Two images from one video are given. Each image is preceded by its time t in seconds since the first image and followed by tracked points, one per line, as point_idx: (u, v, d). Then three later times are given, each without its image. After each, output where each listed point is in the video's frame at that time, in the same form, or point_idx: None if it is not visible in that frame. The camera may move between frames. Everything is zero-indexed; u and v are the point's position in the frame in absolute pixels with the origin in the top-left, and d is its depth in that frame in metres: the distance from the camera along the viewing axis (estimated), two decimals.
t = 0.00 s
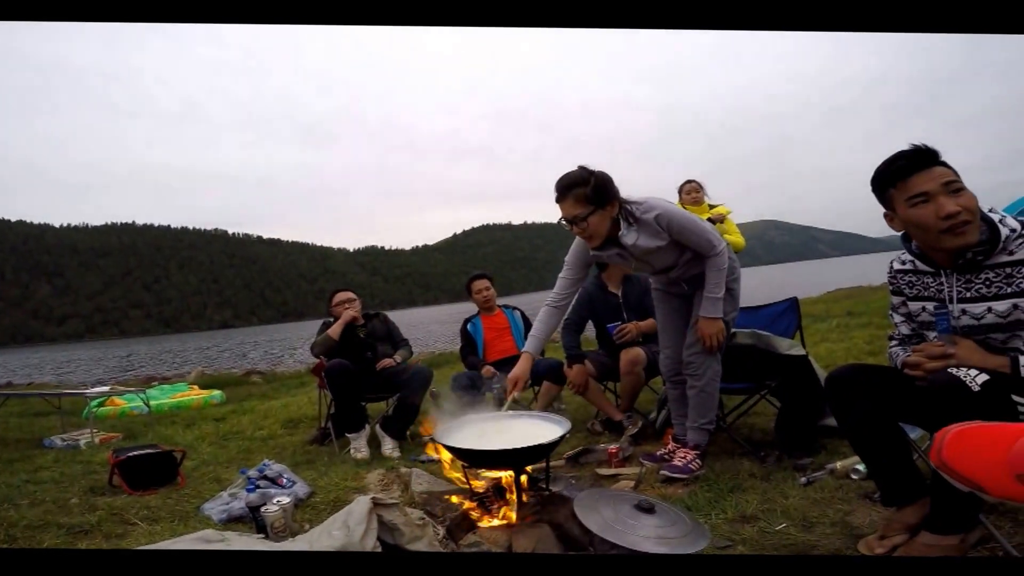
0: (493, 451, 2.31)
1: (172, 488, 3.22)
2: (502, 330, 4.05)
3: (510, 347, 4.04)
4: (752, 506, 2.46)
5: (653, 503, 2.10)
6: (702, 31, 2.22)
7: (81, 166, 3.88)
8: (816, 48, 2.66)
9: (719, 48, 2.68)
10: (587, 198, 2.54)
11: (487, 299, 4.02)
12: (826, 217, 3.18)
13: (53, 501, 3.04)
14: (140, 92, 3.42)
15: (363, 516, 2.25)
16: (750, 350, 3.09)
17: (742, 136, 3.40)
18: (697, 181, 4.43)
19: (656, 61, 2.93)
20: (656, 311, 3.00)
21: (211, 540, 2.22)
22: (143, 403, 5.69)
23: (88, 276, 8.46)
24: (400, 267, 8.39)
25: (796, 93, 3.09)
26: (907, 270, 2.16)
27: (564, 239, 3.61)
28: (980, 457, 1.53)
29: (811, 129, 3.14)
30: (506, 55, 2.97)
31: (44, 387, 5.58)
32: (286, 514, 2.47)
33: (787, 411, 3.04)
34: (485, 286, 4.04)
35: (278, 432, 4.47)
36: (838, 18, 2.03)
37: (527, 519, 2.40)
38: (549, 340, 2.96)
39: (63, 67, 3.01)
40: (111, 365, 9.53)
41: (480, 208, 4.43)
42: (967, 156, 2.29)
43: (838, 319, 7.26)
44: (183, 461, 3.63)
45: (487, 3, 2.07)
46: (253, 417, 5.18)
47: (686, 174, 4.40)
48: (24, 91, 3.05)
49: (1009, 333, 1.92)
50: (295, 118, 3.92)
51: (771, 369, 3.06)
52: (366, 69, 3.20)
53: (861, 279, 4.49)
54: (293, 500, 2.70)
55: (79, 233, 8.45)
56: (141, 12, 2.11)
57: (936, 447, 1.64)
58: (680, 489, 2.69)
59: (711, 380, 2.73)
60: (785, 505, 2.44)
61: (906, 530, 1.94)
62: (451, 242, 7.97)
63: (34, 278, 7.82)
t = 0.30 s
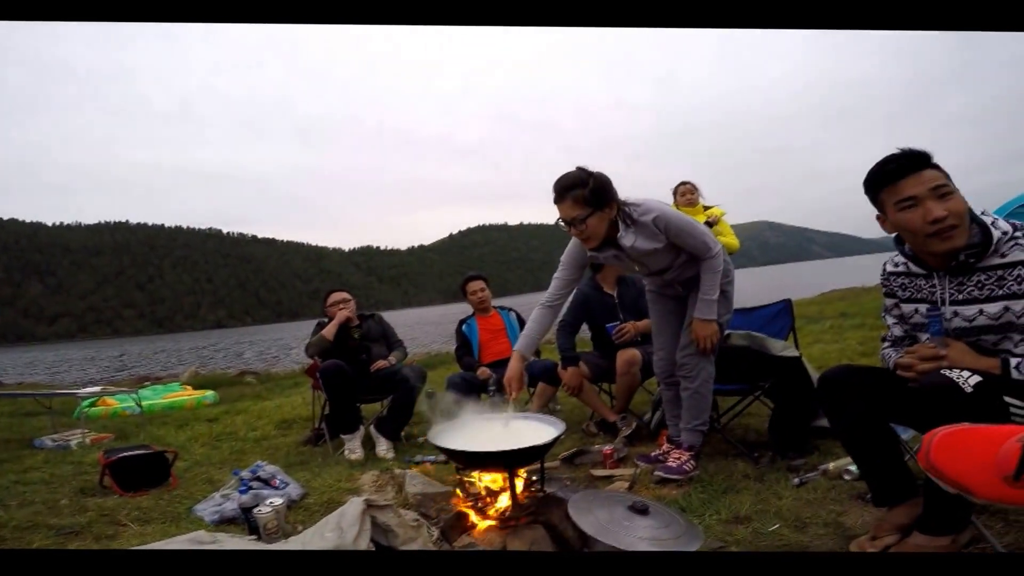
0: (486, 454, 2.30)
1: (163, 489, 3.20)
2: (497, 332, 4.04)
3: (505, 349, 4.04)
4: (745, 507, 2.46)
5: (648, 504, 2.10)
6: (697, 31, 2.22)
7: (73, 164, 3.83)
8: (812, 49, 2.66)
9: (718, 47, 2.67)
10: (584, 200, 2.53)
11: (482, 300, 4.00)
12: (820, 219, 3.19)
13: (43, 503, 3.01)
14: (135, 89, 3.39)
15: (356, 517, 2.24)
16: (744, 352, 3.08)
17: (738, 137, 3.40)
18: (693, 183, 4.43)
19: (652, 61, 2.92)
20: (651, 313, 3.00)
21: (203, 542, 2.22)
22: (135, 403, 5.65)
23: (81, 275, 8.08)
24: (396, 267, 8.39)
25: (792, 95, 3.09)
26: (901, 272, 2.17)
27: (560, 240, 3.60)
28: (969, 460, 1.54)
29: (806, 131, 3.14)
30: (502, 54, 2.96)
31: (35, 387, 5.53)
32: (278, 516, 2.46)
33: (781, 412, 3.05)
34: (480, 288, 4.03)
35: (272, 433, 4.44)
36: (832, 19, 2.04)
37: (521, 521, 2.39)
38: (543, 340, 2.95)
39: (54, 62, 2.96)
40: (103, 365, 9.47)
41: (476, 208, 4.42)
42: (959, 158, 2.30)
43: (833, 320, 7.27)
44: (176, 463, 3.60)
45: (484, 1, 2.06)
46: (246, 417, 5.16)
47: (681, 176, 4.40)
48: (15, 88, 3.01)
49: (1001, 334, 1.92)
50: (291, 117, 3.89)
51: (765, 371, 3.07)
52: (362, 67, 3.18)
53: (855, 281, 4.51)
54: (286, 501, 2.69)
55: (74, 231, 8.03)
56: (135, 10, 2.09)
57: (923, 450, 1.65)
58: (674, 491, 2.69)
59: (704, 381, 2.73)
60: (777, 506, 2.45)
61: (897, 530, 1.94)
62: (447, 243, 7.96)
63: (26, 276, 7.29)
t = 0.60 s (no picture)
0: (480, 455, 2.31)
1: (154, 490, 3.19)
2: (491, 334, 4.04)
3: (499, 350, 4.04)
4: (737, 508, 2.47)
5: (640, 505, 2.10)
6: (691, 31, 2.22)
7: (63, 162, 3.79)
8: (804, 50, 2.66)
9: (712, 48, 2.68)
10: (578, 202, 2.54)
11: (477, 301, 4.00)
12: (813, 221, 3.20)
13: (32, 503, 2.98)
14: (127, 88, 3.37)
15: (348, 518, 2.23)
16: (739, 353, 3.10)
17: (731, 138, 3.41)
18: (686, 185, 4.44)
19: (646, 62, 2.92)
20: (645, 314, 3.00)
21: (193, 543, 2.18)
22: (126, 403, 5.62)
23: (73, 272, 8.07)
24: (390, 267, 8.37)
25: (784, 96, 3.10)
26: (892, 274, 2.18)
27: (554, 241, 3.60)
28: (954, 463, 1.56)
29: (798, 132, 3.16)
30: (497, 54, 2.96)
31: (26, 387, 5.49)
32: (270, 516, 2.45)
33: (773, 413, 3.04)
34: (475, 289, 4.02)
35: (264, 434, 4.43)
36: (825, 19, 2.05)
37: (514, 521, 2.36)
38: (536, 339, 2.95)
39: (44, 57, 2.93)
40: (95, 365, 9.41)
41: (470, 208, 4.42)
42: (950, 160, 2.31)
43: (826, 322, 7.30)
44: (166, 464, 3.59)
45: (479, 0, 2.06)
46: (238, 418, 5.14)
47: (675, 177, 4.41)
48: (8, 85, 2.99)
49: (989, 336, 1.94)
50: (285, 117, 3.88)
51: (758, 372, 3.08)
52: (356, 66, 3.18)
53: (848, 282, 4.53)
54: (277, 502, 2.68)
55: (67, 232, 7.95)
56: (130, 10, 2.09)
57: (911, 452, 1.67)
58: (667, 492, 2.70)
59: (697, 383, 2.74)
60: (769, 507, 2.46)
61: (886, 531, 1.92)
62: (441, 242, 7.96)
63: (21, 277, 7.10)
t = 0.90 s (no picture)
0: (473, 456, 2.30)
1: (143, 490, 3.16)
2: (485, 336, 4.04)
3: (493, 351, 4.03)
4: (727, 509, 2.47)
5: (632, 507, 2.11)
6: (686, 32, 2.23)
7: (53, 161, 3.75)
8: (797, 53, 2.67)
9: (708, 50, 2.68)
10: (565, 208, 2.55)
11: (470, 303, 4.00)
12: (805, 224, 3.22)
13: (19, 504, 2.95)
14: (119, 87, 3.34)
15: (340, 519, 2.24)
16: (731, 355, 3.12)
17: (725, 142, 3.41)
18: (680, 187, 4.46)
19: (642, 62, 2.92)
20: (638, 316, 3.00)
21: (182, 543, 2.20)
22: (116, 403, 5.59)
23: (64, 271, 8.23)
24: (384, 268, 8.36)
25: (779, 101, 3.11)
26: (882, 276, 2.19)
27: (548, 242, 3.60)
28: (939, 465, 1.57)
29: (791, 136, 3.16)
30: (492, 53, 2.94)
31: (14, 387, 5.44)
32: (260, 517, 2.44)
33: (764, 414, 3.05)
34: (468, 290, 4.02)
35: (255, 435, 4.41)
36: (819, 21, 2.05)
37: (507, 523, 2.37)
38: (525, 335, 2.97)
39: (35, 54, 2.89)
40: (85, 365, 9.34)
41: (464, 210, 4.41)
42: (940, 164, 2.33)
43: (819, 324, 7.34)
44: (156, 464, 3.56)
45: None
46: (230, 418, 5.13)
47: (669, 179, 4.42)
48: (8, 86, 2.84)
49: (977, 339, 1.96)
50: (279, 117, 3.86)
51: (750, 374, 3.10)
52: (353, 66, 3.17)
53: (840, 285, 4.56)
54: (268, 503, 2.67)
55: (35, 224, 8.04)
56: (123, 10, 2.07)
57: (897, 453, 1.70)
58: (658, 493, 2.71)
59: (690, 385, 2.74)
60: (760, 509, 2.47)
61: (876, 533, 1.90)
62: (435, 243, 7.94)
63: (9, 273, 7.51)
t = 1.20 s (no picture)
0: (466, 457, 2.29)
1: (133, 491, 3.15)
2: (478, 338, 4.04)
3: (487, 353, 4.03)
4: (718, 511, 2.48)
5: (623, 509, 2.11)
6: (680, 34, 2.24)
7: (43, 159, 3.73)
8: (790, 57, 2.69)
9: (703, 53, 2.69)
10: (553, 213, 2.58)
11: (464, 304, 4.00)
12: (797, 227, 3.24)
13: (6, 504, 2.93)
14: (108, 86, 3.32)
15: (330, 520, 2.23)
16: (722, 357, 3.15)
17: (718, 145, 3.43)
18: (673, 190, 4.48)
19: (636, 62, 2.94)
20: (630, 319, 3.01)
21: (170, 543, 2.19)
22: (105, 403, 5.55)
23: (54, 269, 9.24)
24: (377, 269, 8.34)
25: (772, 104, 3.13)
26: (873, 279, 2.21)
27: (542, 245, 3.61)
28: (923, 468, 1.58)
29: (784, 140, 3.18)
30: (487, 54, 2.95)
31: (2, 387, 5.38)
32: (251, 518, 2.43)
33: (755, 417, 3.07)
34: (462, 292, 4.02)
35: (246, 436, 4.39)
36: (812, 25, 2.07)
37: (498, 525, 2.36)
38: (515, 332, 2.99)
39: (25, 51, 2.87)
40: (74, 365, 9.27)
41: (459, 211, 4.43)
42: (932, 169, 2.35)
43: (811, 327, 7.38)
44: (146, 465, 3.54)
45: None
46: (221, 419, 5.10)
47: (663, 182, 4.43)
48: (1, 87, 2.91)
49: (964, 343, 1.97)
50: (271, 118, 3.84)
51: (742, 377, 3.11)
52: (348, 66, 3.16)
53: (832, 288, 4.59)
54: (258, 504, 2.66)
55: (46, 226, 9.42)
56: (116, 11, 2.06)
57: (882, 456, 1.70)
58: (650, 495, 2.71)
59: (681, 387, 2.75)
60: (751, 511, 2.48)
61: (866, 535, 1.91)
62: (429, 244, 7.93)
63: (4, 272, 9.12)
